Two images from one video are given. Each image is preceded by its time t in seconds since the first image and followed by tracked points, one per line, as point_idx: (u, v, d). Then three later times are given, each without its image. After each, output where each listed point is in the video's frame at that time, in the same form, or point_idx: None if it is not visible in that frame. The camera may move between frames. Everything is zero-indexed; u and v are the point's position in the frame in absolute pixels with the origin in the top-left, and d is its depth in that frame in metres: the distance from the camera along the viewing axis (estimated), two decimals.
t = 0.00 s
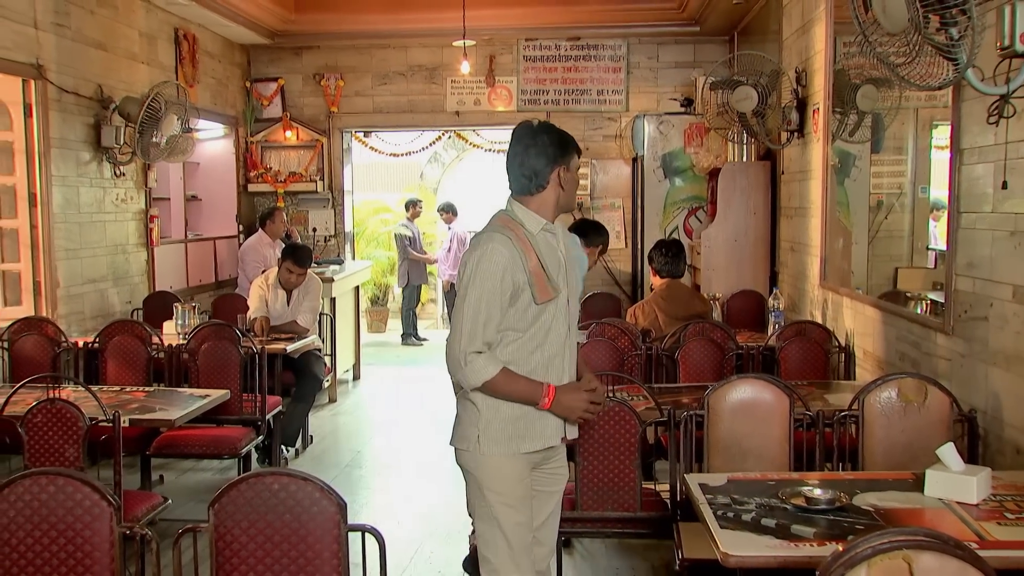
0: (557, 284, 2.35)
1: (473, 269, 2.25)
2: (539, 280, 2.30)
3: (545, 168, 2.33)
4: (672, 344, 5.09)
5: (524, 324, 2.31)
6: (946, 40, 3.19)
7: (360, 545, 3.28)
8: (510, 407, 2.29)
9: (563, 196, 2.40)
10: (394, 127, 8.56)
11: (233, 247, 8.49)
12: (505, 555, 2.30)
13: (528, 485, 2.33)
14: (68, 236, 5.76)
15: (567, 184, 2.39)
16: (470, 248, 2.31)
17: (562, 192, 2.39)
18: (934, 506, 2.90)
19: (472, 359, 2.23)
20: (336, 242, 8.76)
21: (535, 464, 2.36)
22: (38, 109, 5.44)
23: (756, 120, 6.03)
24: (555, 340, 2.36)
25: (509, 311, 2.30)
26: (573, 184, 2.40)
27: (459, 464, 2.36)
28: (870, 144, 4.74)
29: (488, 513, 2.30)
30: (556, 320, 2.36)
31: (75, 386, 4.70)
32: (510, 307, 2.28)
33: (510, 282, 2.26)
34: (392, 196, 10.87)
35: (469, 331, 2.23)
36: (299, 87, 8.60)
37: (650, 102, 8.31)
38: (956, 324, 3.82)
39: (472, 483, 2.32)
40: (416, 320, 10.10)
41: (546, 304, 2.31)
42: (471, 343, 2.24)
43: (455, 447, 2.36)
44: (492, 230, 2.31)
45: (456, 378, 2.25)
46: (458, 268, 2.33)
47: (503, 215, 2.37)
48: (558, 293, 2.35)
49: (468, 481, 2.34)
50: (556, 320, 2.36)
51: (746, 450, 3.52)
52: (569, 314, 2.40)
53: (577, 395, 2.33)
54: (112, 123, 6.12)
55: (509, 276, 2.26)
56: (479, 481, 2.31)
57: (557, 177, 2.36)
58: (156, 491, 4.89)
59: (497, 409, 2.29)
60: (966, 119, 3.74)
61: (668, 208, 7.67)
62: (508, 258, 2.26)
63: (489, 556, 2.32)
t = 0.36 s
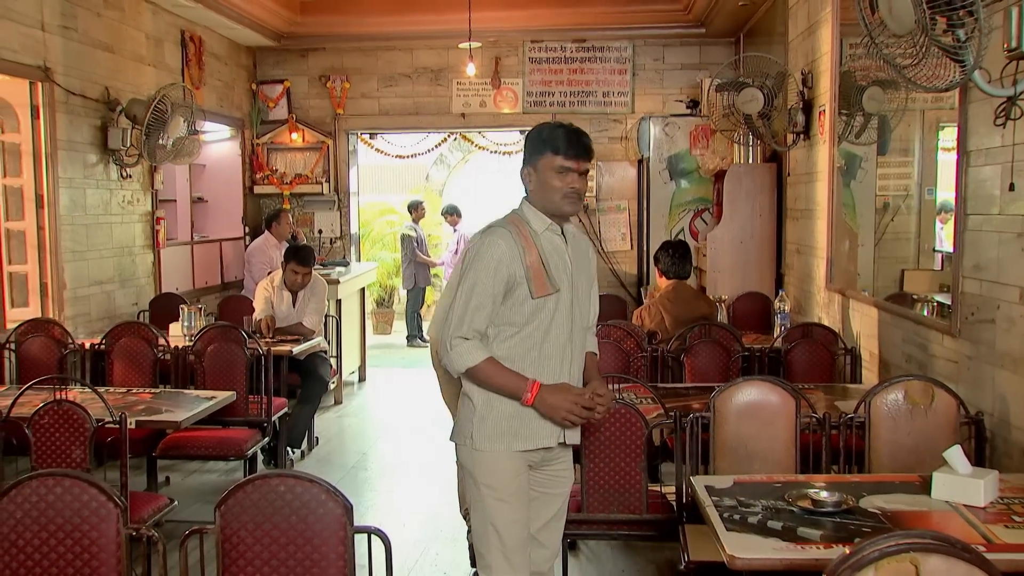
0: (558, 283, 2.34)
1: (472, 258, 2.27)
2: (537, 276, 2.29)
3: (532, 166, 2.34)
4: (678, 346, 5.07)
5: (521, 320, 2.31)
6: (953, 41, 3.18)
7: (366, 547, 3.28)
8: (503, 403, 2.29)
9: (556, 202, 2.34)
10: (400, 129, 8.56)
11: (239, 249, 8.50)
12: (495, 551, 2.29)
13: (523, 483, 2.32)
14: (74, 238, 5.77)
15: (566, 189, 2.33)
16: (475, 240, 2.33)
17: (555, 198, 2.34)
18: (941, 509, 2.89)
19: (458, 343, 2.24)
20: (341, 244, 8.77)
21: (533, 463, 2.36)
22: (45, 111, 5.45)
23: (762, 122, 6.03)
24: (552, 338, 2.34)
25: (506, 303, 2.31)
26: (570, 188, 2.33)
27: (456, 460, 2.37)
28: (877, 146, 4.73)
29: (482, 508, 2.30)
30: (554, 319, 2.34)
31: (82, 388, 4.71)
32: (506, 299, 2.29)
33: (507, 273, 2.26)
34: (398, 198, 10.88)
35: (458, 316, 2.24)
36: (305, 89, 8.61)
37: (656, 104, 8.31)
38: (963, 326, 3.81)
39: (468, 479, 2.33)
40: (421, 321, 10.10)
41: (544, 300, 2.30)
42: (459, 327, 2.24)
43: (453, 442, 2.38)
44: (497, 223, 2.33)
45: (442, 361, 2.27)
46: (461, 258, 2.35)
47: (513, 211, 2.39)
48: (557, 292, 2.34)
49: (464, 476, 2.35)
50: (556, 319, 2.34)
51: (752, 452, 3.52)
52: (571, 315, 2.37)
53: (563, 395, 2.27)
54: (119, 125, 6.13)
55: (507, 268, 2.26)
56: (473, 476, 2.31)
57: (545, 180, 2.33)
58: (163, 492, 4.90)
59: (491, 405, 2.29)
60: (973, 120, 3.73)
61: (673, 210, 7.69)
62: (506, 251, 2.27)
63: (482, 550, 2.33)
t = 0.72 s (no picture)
0: (558, 291, 2.32)
1: (468, 267, 2.28)
2: (534, 284, 2.28)
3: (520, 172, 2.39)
4: (683, 349, 5.07)
5: (521, 329, 2.30)
6: (960, 44, 3.18)
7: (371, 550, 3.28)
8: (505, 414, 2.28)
9: (544, 207, 2.35)
10: (405, 132, 8.57)
11: (245, 252, 8.52)
12: (498, 564, 2.29)
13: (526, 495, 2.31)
14: (81, 241, 5.79)
15: (552, 193, 2.34)
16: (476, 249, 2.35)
17: (542, 204, 2.35)
18: (948, 513, 2.88)
19: (450, 350, 2.24)
20: (347, 247, 8.78)
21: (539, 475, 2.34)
22: (52, 114, 5.47)
23: (768, 125, 6.01)
24: (555, 347, 2.31)
25: (504, 312, 2.30)
26: (554, 191, 2.34)
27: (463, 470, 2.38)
28: (883, 149, 4.73)
29: (485, 519, 2.30)
30: (556, 328, 2.31)
31: (88, 391, 4.72)
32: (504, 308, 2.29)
33: (502, 281, 2.26)
34: (403, 201, 10.96)
35: (452, 323, 2.25)
36: (311, 92, 8.63)
37: (662, 106, 8.31)
38: (969, 329, 3.80)
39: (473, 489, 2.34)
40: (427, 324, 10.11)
41: (543, 308, 2.28)
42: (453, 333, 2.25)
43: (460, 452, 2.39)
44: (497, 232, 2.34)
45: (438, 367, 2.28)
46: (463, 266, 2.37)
47: (515, 219, 2.39)
48: (558, 300, 2.31)
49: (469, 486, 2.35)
50: (557, 328, 2.31)
51: (758, 455, 3.51)
52: (575, 324, 2.34)
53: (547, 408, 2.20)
54: (126, 128, 6.15)
55: (502, 276, 2.26)
56: (477, 486, 2.32)
57: (528, 185, 2.37)
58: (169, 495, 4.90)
59: (493, 416, 2.29)
60: (980, 123, 3.73)
61: (679, 213, 7.69)
62: (501, 259, 2.27)
63: (487, 564, 2.34)
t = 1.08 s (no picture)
0: (535, 305, 2.14)
1: (438, 287, 2.17)
2: (504, 300, 2.12)
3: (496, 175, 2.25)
4: (691, 351, 5.08)
5: (497, 349, 2.14)
6: (969, 46, 3.17)
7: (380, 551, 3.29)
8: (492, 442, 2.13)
9: (520, 212, 2.19)
10: (413, 135, 8.59)
11: (253, 254, 8.54)
12: None
13: (522, 524, 2.13)
14: (90, 243, 5.80)
15: (529, 195, 2.19)
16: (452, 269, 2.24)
17: (517, 208, 2.19)
18: (958, 517, 2.88)
19: (424, 377, 2.13)
20: (355, 249, 8.80)
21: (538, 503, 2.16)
22: (61, 117, 5.49)
23: (776, 127, 5.96)
24: (535, 367, 2.13)
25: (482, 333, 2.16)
26: (530, 192, 2.18)
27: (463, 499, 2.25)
28: (891, 151, 4.72)
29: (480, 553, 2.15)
30: (535, 347, 2.13)
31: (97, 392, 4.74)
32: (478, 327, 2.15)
33: (470, 299, 2.14)
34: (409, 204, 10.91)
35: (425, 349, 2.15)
36: (319, 95, 8.65)
37: (669, 109, 8.31)
38: (978, 332, 3.79)
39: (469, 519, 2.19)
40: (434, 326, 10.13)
41: (516, 325, 2.12)
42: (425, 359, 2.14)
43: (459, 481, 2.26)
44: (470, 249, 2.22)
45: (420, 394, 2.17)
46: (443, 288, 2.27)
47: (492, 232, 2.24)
48: (535, 315, 2.13)
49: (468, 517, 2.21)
50: (538, 346, 2.13)
51: (767, 458, 3.51)
52: (559, 340, 2.14)
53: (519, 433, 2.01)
54: (134, 130, 6.17)
55: (469, 294, 2.14)
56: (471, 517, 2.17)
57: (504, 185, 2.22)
58: (177, 497, 4.91)
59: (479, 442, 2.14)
60: (989, 125, 3.72)
61: (687, 216, 7.64)
62: (467, 276, 2.15)
63: None
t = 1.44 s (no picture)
0: (513, 325, 2.00)
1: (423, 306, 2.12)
2: (479, 318, 2.01)
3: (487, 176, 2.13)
4: (699, 354, 5.07)
5: (476, 371, 2.04)
6: (979, 48, 3.15)
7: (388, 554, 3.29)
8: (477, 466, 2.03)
9: (506, 220, 2.06)
10: (421, 137, 8.60)
11: (261, 256, 8.56)
12: None
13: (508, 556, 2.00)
14: (99, 245, 5.82)
15: (520, 201, 2.05)
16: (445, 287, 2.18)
17: (503, 216, 2.06)
18: (968, 520, 2.86)
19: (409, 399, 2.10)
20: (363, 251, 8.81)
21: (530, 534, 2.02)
22: (70, 119, 5.50)
23: (785, 130, 5.98)
24: (513, 392, 1.99)
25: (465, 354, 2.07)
26: (522, 196, 2.04)
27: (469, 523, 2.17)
28: (900, 153, 4.71)
29: None
30: (512, 370, 1.99)
31: (105, 394, 4.75)
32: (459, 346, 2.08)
33: (448, 317, 2.07)
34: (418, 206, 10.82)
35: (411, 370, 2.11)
36: (327, 97, 8.66)
37: (678, 111, 8.30)
38: (988, 335, 3.77)
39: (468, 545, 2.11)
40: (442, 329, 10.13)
41: (491, 346, 2.00)
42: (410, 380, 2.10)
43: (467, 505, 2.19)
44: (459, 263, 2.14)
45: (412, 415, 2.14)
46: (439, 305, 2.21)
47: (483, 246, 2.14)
48: (513, 335, 2.00)
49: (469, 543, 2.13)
50: (515, 369, 1.99)
51: (775, 461, 3.50)
52: (538, 363, 1.99)
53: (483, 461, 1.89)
54: (143, 133, 6.19)
55: (447, 311, 2.07)
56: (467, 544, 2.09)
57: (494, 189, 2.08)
58: (185, 498, 4.93)
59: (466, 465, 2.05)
60: (999, 127, 3.71)
61: (694, 218, 7.67)
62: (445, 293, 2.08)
63: None
